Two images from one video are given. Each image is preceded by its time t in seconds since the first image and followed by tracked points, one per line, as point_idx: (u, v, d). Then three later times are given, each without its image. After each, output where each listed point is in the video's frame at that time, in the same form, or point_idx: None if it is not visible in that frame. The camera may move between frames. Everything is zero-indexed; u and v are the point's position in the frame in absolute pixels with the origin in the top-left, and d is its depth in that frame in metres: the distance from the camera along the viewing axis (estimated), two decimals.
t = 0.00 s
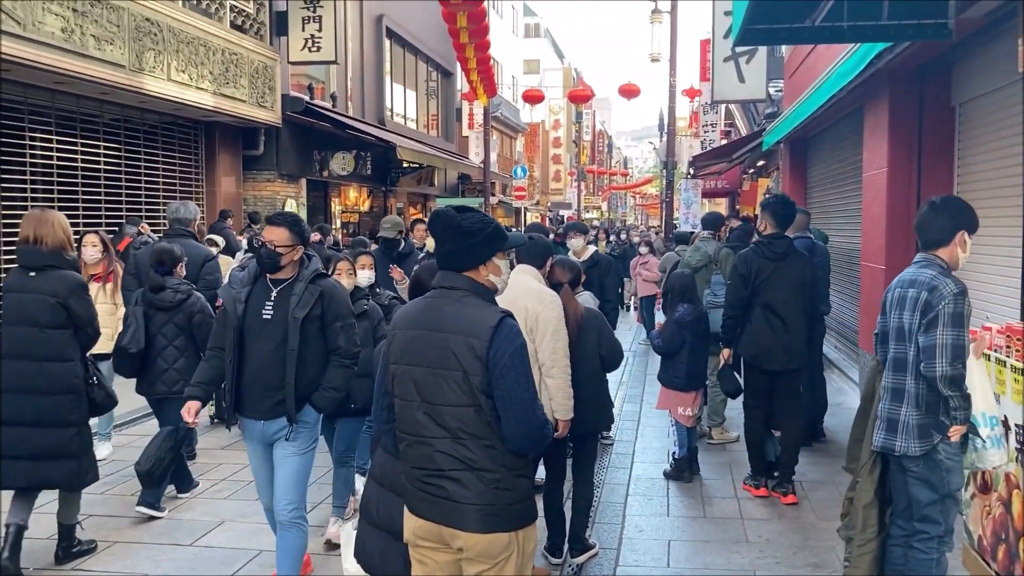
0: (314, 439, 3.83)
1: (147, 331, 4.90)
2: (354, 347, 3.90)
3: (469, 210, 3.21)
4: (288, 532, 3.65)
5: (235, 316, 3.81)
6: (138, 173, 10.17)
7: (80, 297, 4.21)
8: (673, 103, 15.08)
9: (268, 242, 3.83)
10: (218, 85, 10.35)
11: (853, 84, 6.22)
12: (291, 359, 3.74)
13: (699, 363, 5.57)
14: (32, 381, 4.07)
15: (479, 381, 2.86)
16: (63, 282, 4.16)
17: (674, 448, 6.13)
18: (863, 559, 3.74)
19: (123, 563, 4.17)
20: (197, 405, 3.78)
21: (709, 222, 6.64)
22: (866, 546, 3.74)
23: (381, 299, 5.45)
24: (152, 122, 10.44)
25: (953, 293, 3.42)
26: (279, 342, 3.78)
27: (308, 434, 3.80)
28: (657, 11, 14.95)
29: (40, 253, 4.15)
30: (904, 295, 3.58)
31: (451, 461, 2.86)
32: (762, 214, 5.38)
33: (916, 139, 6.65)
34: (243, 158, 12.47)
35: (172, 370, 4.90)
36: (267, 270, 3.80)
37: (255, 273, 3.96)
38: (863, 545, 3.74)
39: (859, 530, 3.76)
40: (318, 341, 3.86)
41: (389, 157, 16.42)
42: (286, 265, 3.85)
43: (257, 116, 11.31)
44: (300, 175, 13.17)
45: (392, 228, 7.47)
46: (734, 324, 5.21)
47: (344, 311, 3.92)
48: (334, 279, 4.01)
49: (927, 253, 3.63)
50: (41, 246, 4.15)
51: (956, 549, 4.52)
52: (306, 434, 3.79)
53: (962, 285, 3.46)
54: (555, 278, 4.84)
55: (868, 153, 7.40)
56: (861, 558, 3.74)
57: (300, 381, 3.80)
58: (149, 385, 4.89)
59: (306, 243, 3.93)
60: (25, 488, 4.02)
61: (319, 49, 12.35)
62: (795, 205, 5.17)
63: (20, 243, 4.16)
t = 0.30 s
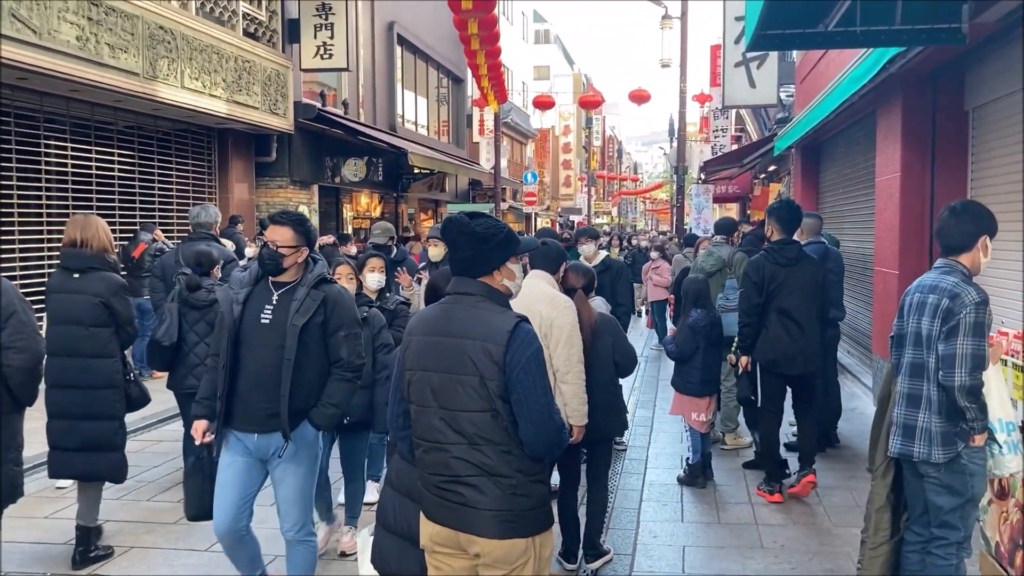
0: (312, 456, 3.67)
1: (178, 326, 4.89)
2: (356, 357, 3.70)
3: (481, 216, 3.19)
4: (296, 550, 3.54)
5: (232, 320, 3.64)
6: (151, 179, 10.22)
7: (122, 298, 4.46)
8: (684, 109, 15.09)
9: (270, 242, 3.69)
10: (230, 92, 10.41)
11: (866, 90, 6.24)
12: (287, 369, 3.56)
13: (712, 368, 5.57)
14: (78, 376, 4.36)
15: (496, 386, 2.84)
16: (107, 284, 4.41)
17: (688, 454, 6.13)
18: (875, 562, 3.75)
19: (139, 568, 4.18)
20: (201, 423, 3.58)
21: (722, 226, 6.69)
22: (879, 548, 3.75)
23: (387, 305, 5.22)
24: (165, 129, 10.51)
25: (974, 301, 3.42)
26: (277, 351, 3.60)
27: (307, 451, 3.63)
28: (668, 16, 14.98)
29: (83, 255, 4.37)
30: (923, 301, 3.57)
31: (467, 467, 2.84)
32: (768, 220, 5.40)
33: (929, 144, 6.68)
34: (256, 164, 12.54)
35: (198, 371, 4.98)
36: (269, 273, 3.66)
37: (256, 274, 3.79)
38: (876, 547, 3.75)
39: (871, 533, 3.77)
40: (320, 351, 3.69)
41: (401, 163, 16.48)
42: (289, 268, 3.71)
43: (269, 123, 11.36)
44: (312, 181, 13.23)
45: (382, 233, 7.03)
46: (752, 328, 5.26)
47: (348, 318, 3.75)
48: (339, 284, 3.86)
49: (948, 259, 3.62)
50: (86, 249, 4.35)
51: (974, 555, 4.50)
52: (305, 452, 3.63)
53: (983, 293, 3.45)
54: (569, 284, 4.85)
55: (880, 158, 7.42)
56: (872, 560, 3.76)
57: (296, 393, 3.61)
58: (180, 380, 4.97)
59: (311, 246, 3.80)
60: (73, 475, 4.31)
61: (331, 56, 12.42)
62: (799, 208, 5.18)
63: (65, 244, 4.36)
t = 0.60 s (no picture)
0: (296, 488, 3.44)
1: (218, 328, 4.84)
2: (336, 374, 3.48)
3: (488, 219, 3.18)
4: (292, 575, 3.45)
5: (194, 347, 3.35)
6: (161, 184, 10.27)
7: (146, 298, 4.88)
8: (692, 112, 15.07)
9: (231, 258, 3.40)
10: (240, 97, 10.46)
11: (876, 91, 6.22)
12: (264, 399, 3.30)
13: (722, 372, 5.56)
14: (109, 371, 4.76)
15: (506, 390, 2.82)
16: (130, 286, 4.84)
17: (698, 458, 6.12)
18: (883, 565, 3.70)
19: (150, 572, 4.20)
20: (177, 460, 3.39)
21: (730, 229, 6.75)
22: (887, 554, 3.70)
23: (383, 315, 5.04)
24: (176, 135, 10.56)
25: (1003, 307, 3.40)
26: (251, 376, 3.35)
27: (290, 486, 3.41)
28: (676, 19, 14.97)
29: (107, 260, 4.80)
30: (945, 303, 3.53)
31: (476, 471, 2.82)
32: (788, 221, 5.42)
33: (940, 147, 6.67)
34: (265, 169, 12.60)
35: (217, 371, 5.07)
36: (230, 291, 3.37)
37: (215, 294, 3.52)
38: (884, 552, 3.70)
39: (878, 536, 3.73)
40: (295, 372, 3.43)
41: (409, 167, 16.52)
42: (250, 285, 3.43)
43: (279, 128, 11.41)
44: (321, 186, 13.27)
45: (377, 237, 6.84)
46: (774, 330, 5.28)
47: (324, 333, 3.50)
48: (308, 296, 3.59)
49: (972, 263, 3.60)
50: (109, 254, 4.79)
51: (984, 557, 4.46)
52: (291, 482, 3.42)
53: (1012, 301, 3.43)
54: (578, 287, 4.86)
55: (890, 159, 7.39)
56: (879, 560, 3.70)
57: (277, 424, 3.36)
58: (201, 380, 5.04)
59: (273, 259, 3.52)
60: (114, 464, 4.66)
61: (339, 60, 12.47)
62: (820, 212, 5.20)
63: (90, 251, 4.81)
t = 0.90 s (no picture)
0: (250, 498, 3.33)
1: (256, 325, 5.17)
2: (294, 377, 3.37)
3: (494, 221, 3.17)
4: None
5: (143, 351, 3.23)
6: (166, 187, 10.29)
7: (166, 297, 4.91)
8: (697, 113, 15.06)
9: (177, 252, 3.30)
10: (245, 100, 10.49)
11: (881, 91, 6.22)
12: (213, 404, 3.17)
13: (727, 373, 5.55)
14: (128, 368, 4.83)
15: (510, 392, 2.82)
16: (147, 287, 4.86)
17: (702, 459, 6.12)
18: (884, 565, 3.70)
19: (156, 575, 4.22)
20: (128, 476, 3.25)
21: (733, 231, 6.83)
22: (889, 554, 3.70)
23: (378, 318, 5.01)
24: (181, 138, 10.59)
25: (1003, 310, 3.36)
26: (200, 379, 3.22)
27: (243, 495, 3.30)
28: (680, 21, 14.97)
29: (126, 259, 4.83)
30: (951, 304, 3.51)
31: (481, 474, 2.82)
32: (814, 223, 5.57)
33: (945, 148, 6.65)
34: (270, 172, 12.64)
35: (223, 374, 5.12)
36: (180, 290, 3.28)
37: (166, 296, 3.40)
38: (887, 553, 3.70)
39: (879, 537, 3.73)
40: (252, 376, 3.32)
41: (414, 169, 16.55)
42: (200, 283, 3.33)
43: (284, 131, 11.44)
44: (326, 188, 13.31)
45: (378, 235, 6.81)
46: (797, 327, 5.45)
47: (281, 335, 3.38)
48: (265, 292, 3.47)
49: (982, 267, 3.57)
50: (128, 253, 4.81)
51: (991, 558, 4.44)
52: (241, 495, 3.28)
53: (1015, 304, 3.39)
54: (581, 289, 4.86)
55: (895, 160, 7.38)
56: (880, 561, 3.71)
57: (228, 430, 3.23)
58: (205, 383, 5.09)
59: (226, 255, 3.42)
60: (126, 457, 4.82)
61: (344, 63, 12.50)
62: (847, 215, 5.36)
63: (110, 251, 4.84)
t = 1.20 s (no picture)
0: (210, 528, 3.04)
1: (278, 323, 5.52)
2: (264, 404, 3.07)
3: (497, 221, 3.16)
4: None
5: (102, 367, 2.96)
6: (169, 188, 10.31)
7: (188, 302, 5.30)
8: (699, 112, 15.04)
9: (142, 262, 3.03)
10: (247, 101, 10.50)
11: (882, 89, 6.21)
12: (167, 429, 2.89)
13: (729, 374, 5.54)
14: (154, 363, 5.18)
15: (511, 393, 2.81)
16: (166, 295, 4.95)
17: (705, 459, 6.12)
18: (891, 566, 3.66)
19: None
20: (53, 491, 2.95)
21: (735, 229, 6.81)
22: (895, 554, 3.68)
23: (372, 330, 4.93)
24: (183, 139, 10.61)
25: (1008, 308, 3.35)
26: (156, 405, 2.93)
27: (201, 528, 3.01)
28: (682, 20, 14.95)
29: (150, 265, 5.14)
30: (951, 303, 3.50)
31: (482, 474, 2.81)
32: (822, 221, 5.60)
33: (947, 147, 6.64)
34: (273, 172, 12.66)
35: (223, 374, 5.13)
36: (142, 302, 3.00)
37: (131, 307, 3.13)
38: (893, 552, 3.67)
39: (885, 538, 3.70)
40: (218, 399, 3.04)
41: (416, 169, 16.57)
42: (164, 296, 3.06)
43: (286, 131, 11.46)
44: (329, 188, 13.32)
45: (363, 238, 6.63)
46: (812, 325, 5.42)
47: (251, 355, 3.07)
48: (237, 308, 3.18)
49: (980, 265, 3.56)
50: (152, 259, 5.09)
51: (996, 557, 4.41)
52: (200, 529, 3.00)
53: (1017, 302, 3.39)
54: (583, 289, 4.83)
55: (898, 158, 7.37)
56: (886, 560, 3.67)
57: (184, 458, 2.95)
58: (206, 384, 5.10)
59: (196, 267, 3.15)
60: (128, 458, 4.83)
61: (346, 63, 12.52)
62: (854, 212, 5.41)
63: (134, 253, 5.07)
